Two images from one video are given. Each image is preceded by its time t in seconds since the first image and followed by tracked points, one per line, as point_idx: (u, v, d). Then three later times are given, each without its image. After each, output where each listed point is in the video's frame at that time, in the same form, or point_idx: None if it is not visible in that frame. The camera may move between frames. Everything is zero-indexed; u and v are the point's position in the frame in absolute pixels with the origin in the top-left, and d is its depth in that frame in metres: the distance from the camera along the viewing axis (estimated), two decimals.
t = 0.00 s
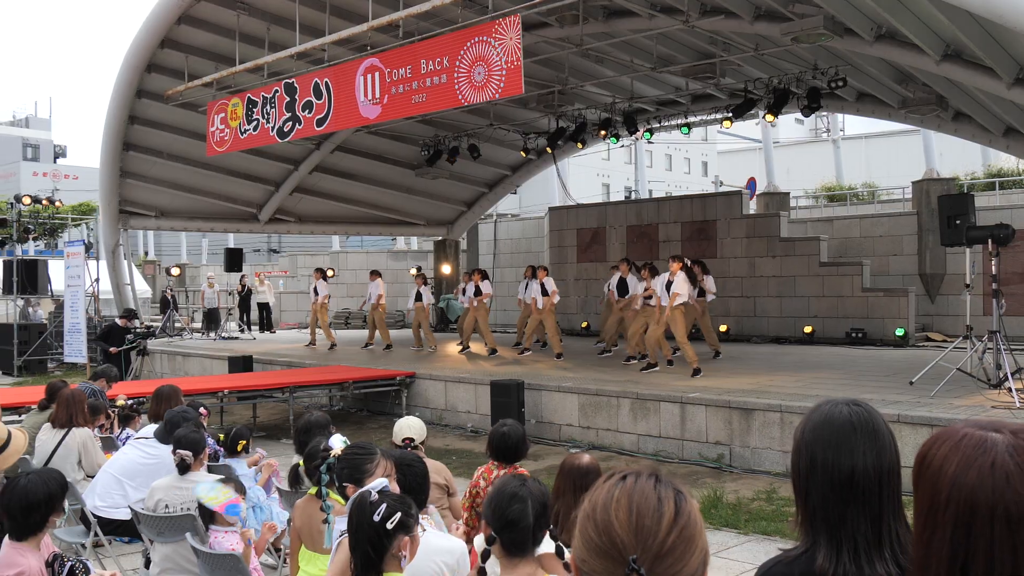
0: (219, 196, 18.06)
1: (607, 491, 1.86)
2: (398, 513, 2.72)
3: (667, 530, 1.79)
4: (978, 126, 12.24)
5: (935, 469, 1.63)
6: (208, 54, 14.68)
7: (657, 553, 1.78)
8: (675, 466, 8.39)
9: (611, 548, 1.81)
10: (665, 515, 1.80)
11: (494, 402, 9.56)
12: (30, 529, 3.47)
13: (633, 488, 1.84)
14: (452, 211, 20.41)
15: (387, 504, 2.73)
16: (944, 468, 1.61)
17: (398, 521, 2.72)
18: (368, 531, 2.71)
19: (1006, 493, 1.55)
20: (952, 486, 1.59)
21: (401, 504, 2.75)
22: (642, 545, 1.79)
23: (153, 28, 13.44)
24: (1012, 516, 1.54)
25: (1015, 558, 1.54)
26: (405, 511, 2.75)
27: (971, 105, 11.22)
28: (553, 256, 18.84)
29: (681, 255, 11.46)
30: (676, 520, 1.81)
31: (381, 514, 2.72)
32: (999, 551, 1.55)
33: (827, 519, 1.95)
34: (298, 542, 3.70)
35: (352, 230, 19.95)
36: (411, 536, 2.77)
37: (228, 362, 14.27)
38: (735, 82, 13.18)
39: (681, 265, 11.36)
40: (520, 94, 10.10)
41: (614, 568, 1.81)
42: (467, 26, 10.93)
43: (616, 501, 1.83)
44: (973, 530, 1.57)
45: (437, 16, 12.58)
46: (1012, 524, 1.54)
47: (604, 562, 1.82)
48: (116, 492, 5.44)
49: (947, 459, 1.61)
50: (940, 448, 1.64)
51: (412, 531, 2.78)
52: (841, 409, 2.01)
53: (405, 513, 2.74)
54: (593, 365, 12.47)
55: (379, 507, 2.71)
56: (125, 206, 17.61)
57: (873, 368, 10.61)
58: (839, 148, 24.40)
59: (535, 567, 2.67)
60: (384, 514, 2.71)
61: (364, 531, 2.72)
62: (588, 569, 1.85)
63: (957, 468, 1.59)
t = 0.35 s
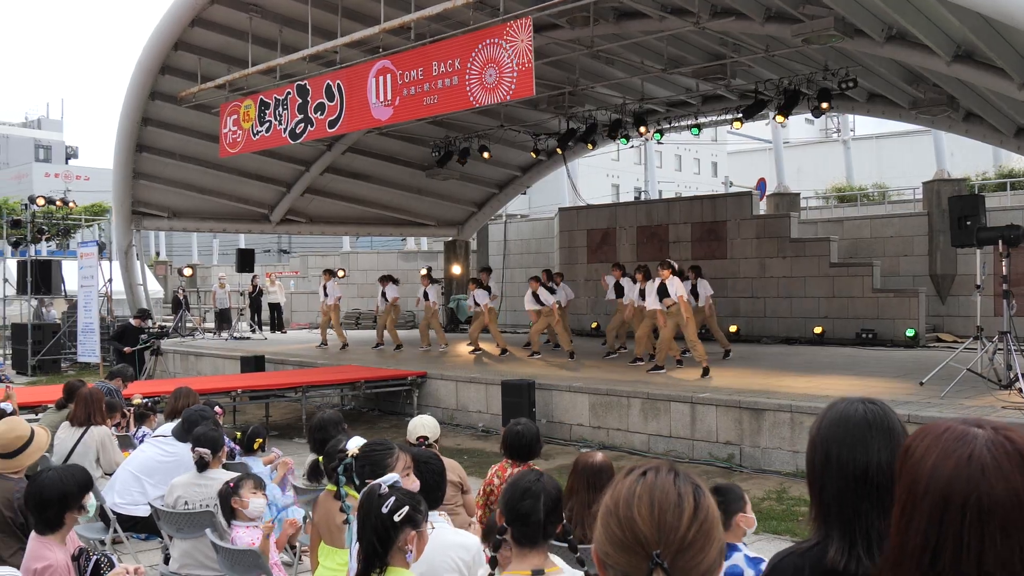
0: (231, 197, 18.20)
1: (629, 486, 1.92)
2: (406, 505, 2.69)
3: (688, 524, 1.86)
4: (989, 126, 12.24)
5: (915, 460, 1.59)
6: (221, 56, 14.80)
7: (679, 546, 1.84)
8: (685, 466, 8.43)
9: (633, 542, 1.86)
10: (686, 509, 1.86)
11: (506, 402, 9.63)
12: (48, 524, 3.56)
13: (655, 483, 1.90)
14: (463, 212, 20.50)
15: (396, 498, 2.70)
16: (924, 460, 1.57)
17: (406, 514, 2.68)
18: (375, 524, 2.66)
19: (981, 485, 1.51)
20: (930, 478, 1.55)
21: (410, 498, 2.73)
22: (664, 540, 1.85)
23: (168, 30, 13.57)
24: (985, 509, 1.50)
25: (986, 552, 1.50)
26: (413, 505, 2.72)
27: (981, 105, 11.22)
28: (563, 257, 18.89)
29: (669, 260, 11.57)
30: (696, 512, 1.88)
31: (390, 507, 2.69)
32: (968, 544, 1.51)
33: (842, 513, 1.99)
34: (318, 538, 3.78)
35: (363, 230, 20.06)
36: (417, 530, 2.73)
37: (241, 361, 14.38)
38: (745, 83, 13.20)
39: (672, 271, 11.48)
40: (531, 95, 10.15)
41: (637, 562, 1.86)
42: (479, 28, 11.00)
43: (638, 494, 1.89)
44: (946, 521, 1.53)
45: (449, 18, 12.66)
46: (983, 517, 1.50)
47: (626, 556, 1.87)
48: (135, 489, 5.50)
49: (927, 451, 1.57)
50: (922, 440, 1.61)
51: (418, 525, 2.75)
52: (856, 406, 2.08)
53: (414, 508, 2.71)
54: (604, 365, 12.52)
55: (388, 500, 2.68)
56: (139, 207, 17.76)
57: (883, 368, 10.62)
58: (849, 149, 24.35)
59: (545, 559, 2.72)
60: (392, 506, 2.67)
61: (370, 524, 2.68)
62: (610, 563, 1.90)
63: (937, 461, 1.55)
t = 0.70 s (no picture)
0: (271, 201, 18.57)
1: (636, 482, 2.03)
2: (423, 500, 2.73)
3: (690, 517, 1.97)
4: None
5: (884, 462, 1.62)
6: (260, 62, 15.15)
7: (680, 539, 1.96)
8: (718, 468, 8.48)
9: (639, 535, 1.99)
10: (687, 504, 1.98)
11: (540, 403, 9.75)
12: (103, 517, 3.75)
13: (659, 480, 2.02)
14: (498, 214, 20.67)
15: (414, 493, 2.76)
16: (892, 464, 1.59)
17: (422, 509, 2.72)
18: (393, 518, 2.71)
19: (939, 488, 1.54)
20: (897, 480, 1.58)
21: (428, 495, 2.77)
22: (666, 533, 1.97)
23: (209, 37, 13.92)
24: (942, 510, 1.53)
25: (942, 554, 1.53)
26: (431, 501, 2.76)
27: (1020, 105, 11.08)
28: (598, 259, 18.95)
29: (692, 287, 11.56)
30: (696, 507, 1.98)
31: (408, 501, 2.74)
32: (924, 545, 1.54)
33: (847, 510, 2.07)
34: (356, 533, 3.93)
35: (400, 232, 20.33)
36: (435, 525, 2.76)
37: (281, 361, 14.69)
38: (780, 85, 13.16)
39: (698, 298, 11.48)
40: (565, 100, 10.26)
41: (642, 553, 1.99)
42: (512, 34, 11.13)
43: (645, 490, 2.00)
44: (907, 521, 1.56)
45: (484, 24, 12.82)
46: (940, 519, 1.53)
47: (633, 546, 2.00)
48: (182, 485, 5.75)
49: (894, 454, 1.60)
50: (893, 443, 1.64)
51: (436, 520, 2.77)
52: (862, 411, 2.19)
53: (431, 504, 2.75)
54: (638, 366, 12.58)
55: (406, 494, 2.74)
56: (181, 210, 18.21)
57: (920, 371, 10.54)
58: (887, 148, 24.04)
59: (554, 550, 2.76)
60: (409, 501, 2.72)
61: (390, 518, 2.73)
62: (619, 553, 2.03)
63: (903, 464, 1.58)
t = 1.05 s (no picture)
0: (352, 207, 19.20)
1: (687, 490, 2.27)
2: (498, 503, 2.96)
3: (734, 521, 2.19)
4: None
5: (907, 478, 1.78)
6: (342, 73, 15.75)
7: (726, 541, 2.19)
8: (793, 475, 8.50)
9: (691, 538, 2.23)
10: (731, 509, 2.20)
11: (615, 408, 9.92)
12: (211, 515, 4.17)
13: (707, 489, 2.24)
14: (574, 218, 20.89)
15: (490, 496, 3.00)
16: (912, 480, 1.76)
17: (498, 511, 2.95)
18: (470, 519, 2.96)
19: (951, 504, 1.70)
20: (915, 494, 1.74)
21: (503, 497, 3.00)
22: (714, 535, 2.20)
23: (293, 52, 14.56)
24: (954, 525, 1.69)
25: (952, 564, 1.69)
26: (506, 504, 2.99)
27: None
28: (674, 263, 18.95)
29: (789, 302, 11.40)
30: (740, 513, 2.20)
31: (484, 504, 2.99)
32: (937, 556, 1.70)
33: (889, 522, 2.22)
34: (439, 533, 4.20)
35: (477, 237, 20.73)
36: (510, 525, 2.99)
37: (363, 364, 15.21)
38: (858, 87, 13.00)
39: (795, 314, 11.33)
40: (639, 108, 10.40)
41: (691, 553, 2.23)
42: (587, 43, 11.32)
43: (695, 499, 2.24)
44: (924, 532, 1.72)
45: (560, 33, 13.06)
46: (951, 532, 1.69)
47: (685, 547, 2.24)
48: (273, 484, 6.11)
49: (915, 471, 1.77)
50: (916, 462, 1.80)
51: (511, 521, 3.00)
52: (902, 427, 2.35)
53: (506, 506, 2.98)
54: (713, 372, 12.60)
55: (482, 498, 2.98)
56: (267, 217, 18.96)
57: (1005, 379, 10.29)
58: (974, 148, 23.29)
59: (608, 551, 2.99)
60: (485, 503, 2.97)
61: (469, 518, 2.99)
62: (673, 553, 2.28)
63: (921, 480, 1.74)
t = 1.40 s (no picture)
0: (484, 210, 19.80)
1: (844, 499, 2.43)
2: (661, 505, 3.17)
3: (891, 528, 2.34)
4: None
5: None
6: (474, 79, 16.35)
7: (884, 546, 2.34)
8: (938, 484, 8.29)
9: (849, 542, 2.39)
10: (888, 515, 2.36)
11: (750, 412, 9.93)
12: (375, 506, 4.77)
13: (863, 498, 2.40)
14: (705, 219, 20.86)
15: (653, 499, 3.20)
16: None
17: (661, 513, 3.16)
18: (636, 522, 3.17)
19: None
20: None
21: (667, 501, 3.19)
22: (872, 541, 2.35)
23: (429, 61, 15.21)
24: None
25: None
26: (669, 507, 3.18)
27: None
28: (810, 263, 18.55)
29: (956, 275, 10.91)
30: (897, 519, 2.35)
31: (647, 506, 3.20)
32: None
33: None
34: (586, 532, 4.42)
35: (607, 239, 20.84)
36: (674, 527, 3.20)
37: (497, 365, 15.70)
38: (1009, 79, 12.38)
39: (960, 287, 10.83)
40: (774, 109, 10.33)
41: (849, 557, 2.39)
42: (720, 45, 11.31)
43: (851, 507, 2.40)
44: None
45: (690, 34, 13.10)
46: None
47: (842, 551, 2.40)
48: (421, 480, 6.56)
49: None
50: None
51: (674, 523, 3.21)
52: None
53: (670, 509, 3.18)
54: (853, 377, 12.31)
55: (646, 500, 3.19)
56: (402, 220, 19.67)
57: None
58: None
59: (752, 557, 3.15)
60: (648, 506, 3.18)
61: (634, 519, 3.22)
62: (830, 556, 2.44)
63: None
